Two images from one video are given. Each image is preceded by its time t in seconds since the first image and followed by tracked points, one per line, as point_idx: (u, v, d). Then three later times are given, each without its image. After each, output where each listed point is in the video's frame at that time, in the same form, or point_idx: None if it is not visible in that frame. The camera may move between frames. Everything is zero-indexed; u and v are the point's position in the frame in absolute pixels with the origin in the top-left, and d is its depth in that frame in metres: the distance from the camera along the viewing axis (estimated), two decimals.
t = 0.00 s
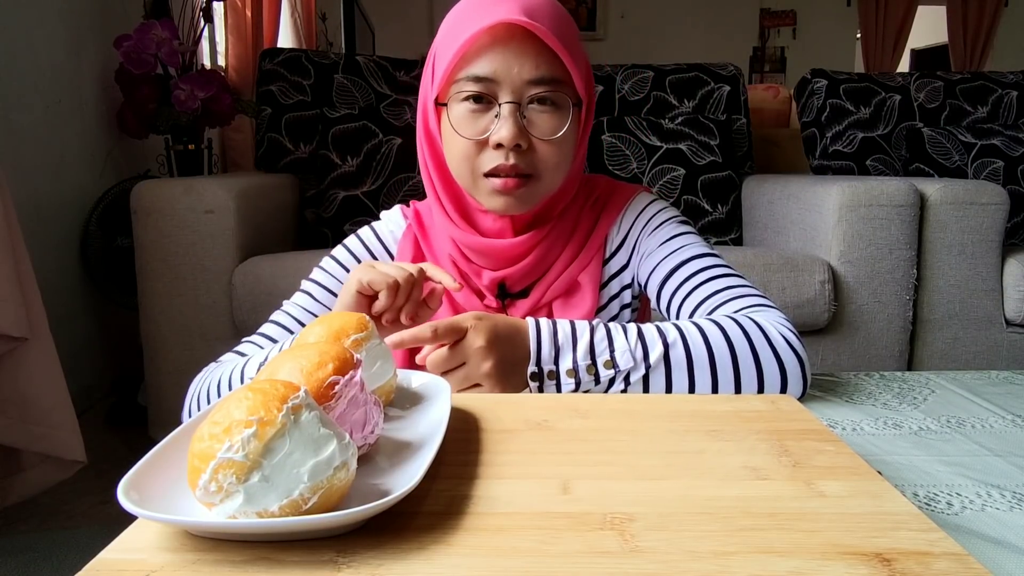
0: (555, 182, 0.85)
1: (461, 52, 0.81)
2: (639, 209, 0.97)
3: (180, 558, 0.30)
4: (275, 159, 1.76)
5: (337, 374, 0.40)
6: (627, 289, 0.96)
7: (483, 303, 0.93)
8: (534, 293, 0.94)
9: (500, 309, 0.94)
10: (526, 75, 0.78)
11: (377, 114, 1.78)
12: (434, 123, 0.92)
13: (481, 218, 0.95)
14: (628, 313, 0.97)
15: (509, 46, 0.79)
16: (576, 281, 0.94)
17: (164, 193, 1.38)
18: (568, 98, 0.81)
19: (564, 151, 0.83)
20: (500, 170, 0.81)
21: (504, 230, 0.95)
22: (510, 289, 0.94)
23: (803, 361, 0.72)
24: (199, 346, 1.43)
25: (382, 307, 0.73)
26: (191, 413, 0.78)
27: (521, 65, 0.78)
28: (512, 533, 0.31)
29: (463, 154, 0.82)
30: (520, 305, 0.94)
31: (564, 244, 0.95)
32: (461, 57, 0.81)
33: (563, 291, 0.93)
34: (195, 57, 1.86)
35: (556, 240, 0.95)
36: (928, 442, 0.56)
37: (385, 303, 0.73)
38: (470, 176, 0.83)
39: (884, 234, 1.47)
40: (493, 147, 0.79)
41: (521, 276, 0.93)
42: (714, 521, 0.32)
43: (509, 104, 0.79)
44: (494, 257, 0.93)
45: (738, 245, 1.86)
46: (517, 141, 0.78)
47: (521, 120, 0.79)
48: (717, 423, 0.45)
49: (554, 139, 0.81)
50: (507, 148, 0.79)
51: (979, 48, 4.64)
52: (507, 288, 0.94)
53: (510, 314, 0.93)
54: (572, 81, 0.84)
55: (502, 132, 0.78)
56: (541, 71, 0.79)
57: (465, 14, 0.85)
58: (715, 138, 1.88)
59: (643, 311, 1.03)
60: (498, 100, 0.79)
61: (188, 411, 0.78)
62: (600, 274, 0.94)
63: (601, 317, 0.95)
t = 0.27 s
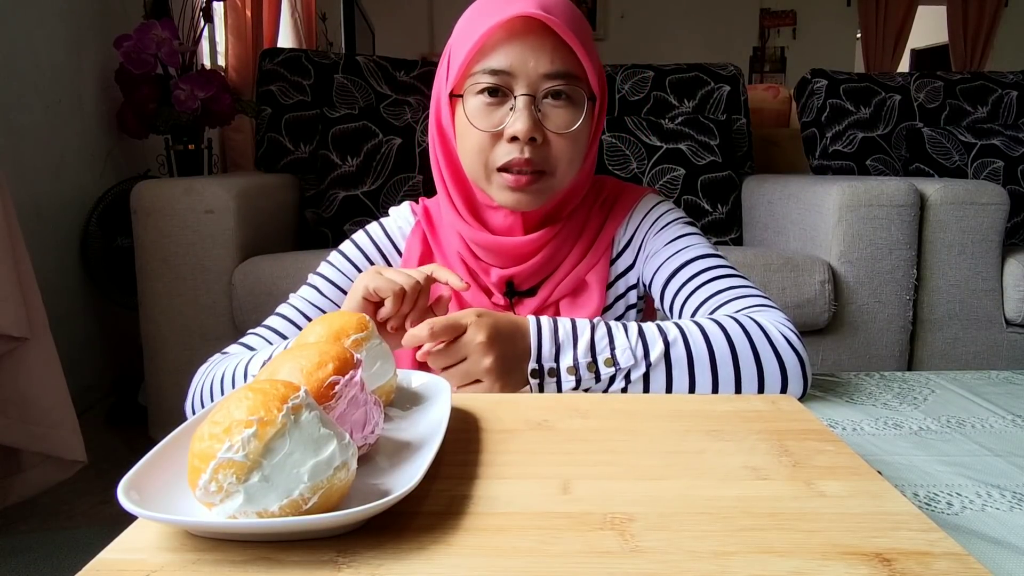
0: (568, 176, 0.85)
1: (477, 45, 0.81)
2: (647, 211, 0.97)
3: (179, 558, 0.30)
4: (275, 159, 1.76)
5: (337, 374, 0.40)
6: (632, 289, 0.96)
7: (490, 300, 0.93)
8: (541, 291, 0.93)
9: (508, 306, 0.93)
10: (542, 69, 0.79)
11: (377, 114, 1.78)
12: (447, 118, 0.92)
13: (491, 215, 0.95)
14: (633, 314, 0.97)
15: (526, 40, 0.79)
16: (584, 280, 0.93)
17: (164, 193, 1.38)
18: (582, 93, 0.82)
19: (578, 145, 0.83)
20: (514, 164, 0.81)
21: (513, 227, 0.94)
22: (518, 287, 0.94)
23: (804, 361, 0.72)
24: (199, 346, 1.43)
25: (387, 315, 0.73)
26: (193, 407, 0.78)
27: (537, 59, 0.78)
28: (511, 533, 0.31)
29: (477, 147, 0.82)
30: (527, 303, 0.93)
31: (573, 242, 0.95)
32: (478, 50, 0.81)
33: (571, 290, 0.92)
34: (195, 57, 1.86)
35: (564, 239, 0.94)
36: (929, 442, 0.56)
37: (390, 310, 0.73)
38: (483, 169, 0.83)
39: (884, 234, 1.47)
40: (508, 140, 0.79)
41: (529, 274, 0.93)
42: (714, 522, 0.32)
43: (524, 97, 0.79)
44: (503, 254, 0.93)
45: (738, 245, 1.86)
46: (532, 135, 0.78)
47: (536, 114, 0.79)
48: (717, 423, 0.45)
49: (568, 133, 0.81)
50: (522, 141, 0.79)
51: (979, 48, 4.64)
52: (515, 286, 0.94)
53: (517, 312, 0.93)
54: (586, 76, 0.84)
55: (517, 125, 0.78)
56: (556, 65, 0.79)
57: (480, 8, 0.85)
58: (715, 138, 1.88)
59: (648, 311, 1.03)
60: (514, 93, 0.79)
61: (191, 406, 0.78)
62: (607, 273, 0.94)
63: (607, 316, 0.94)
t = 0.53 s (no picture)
0: (573, 180, 0.85)
1: (482, 52, 0.80)
2: (652, 212, 0.97)
3: (180, 558, 0.30)
4: (275, 159, 1.76)
5: (337, 374, 0.40)
6: (636, 289, 0.96)
7: (496, 300, 0.93)
8: (546, 291, 0.93)
9: (512, 306, 0.93)
10: (547, 76, 0.78)
11: (377, 114, 1.78)
12: (452, 120, 0.92)
13: (496, 215, 0.95)
14: (637, 314, 0.97)
15: (532, 47, 0.78)
16: (588, 280, 0.93)
17: (164, 193, 1.38)
18: (588, 98, 0.81)
19: (584, 151, 0.83)
20: (519, 170, 0.81)
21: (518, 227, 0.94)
22: (523, 286, 0.94)
23: (804, 361, 0.72)
24: (200, 346, 1.43)
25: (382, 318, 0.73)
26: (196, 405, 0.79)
27: (542, 66, 0.78)
28: (512, 533, 0.31)
29: (482, 153, 0.82)
30: (532, 303, 0.94)
31: (578, 242, 0.95)
32: (483, 56, 0.81)
33: (576, 289, 0.93)
34: (195, 57, 1.86)
35: (569, 239, 0.94)
36: (928, 442, 0.56)
37: (385, 312, 0.73)
38: (489, 174, 0.83)
39: (884, 234, 1.47)
40: (513, 147, 0.80)
41: (534, 273, 0.93)
42: (714, 521, 0.32)
43: (530, 104, 0.78)
44: (508, 254, 0.93)
45: (738, 245, 1.86)
46: (538, 142, 0.78)
47: (542, 121, 0.79)
48: (717, 423, 0.45)
49: (574, 140, 0.81)
50: (528, 148, 0.79)
51: (980, 48, 4.64)
52: (520, 286, 0.94)
53: (522, 311, 0.93)
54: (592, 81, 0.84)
55: (522, 133, 0.78)
56: (561, 73, 0.79)
57: (485, 13, 0.84)
58: (715, 138, 1.88)
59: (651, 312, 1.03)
60: (519, 101, 0.79)
61: (195, 404, 0.78)
62: (611, 273, 0.94)
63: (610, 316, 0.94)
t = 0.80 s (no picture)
0: (576, 181, 0.85)
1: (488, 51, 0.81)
2: (658, 213, 0.97)
3: (180, 558, 0.30)
4: (275, 159, 1.76)
5: (337, 374, 0.40)
6: (639, 290, 0.96)
7: (501, 298, 0.93)
8: (552, 290, 0.93)
9: (518, 305, 0.93)
10: (550, 76, 0.78)
11: (377, 114, 1.77)
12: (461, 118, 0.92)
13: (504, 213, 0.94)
14: (640, 314, 0.97)
15: (536, 46, 0.79)
16: (594, 279, 0.93)
17: (164, 193, 1.38)
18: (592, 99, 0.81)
19: (587, 152, 0.82)
20: (520, 168, 0.81)
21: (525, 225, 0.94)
22: (529, 285, 0.94)
23: (804, 361, 0.72)
24: (200, 346, 1.43)
25: (372, 317, 0.72)
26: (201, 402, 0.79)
27: (545, 66, 0.78)
28: (512, 533, 0.31)
29: (485, 151, 0.83)
30: (538, 302, 0.93)
31: (584, 242, 0.95)
32: (489, 54, 0.81)
33: (582, 289, 0.92)
34: (195, 57, 1.86)
35: (575, 239, 0.94)
36: (928, 442, 0.56)
37: (375, 312, 0.73)
38: (491, 172, 0.84)
39: (884, 234, 1.47)
40: (515, 145, 0.80)
41: (541, 272, 0.93)
42: (714, 521, 0.32)
43: (532, 103, 0.78)
44: (515, 253, 0.93)
45: (738, 245, 1.86)
46: (539, 141, 0.78)
47: (544, 120, 0.79)
48: (717, 423, 0.45)
49: (576, 140, 0.80)
50: (529, 147, 0.79)
51: (980, 48, 4.64)
52: (526, 285, 0.94)
53: (527, 310, 0.93)
54: (598, 83, 0.83)
55: (523, 132, 0.78)
56: (565, 73, 0.79)
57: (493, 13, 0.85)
58: (715, 138, 1.89)
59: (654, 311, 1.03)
60: (522, 99, 0.79)
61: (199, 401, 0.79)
62: (617, 272, 0.94)
63: (616, 316, 0.94)
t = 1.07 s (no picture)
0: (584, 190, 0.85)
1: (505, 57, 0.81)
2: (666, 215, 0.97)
3: (180, 558, 0.30)
4: (275, 159, 1.76)
5: (337, 374, 0.40)
6: (644, 290, 0.96)
7: (508, 297, 0.93)
8: (558, 290, 0.93)
9: (525, 304, 0.93)
10: (564, 87, 0.78)
11: (377, 114, 1.77)
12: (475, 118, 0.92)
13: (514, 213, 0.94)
14: (645, 315, 0.97)
15: (552, 56, 0.78)
16: (600, 279, 0.93)
17: (164, 193, 1.38)
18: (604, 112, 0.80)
19: (597, 164, 0.82)
20: (528, 176, 0.81)
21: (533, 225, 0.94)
22: (536, 285, 0.94)
23: (804, 360, 0.72)
24: (200, 346, 1.43)
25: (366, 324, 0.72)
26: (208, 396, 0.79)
27: (560, 76, 0.78)
28: (512, 533, 0.31)
29: (495, 156, 0.83)
30: (545, 301, 0.93)
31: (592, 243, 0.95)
32: (505, 60, 0.81)
33: (588, 288, 0.92)
34: (195, 57, 1.86)
35: (584, 239, 0.94)
36: (928, 442, 0.56)
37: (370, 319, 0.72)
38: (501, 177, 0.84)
39: (886, 234, 1.47)
40: (524, 153, 0.79)
41: (549, 272, 0.93)
42: (714, 521, 0.32)
43: (544, 113, 0.78)
44: (523, 252, 0.93)
45: (739, 245, 1.86)
46: (549, 151, 0.78)
47: (555, 130, 0.78)
48: (717, 423, 0.45)
49: (586, 152, 0.80)
50: (538, 156, 0.79)
51: (981, 48, 4.64)
52: (533, 284, 0.94)
53: (534, 309, 0.93)
54: (613, 95, 0.83)
55: (533, 141, 0.78)
56: (579, 84, 0.78)
57: (513, 18, 0.84)
58: (715, 138, 1.89)
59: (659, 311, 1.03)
60: (535, 108, 0.79)
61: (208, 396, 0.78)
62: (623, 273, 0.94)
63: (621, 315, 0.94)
